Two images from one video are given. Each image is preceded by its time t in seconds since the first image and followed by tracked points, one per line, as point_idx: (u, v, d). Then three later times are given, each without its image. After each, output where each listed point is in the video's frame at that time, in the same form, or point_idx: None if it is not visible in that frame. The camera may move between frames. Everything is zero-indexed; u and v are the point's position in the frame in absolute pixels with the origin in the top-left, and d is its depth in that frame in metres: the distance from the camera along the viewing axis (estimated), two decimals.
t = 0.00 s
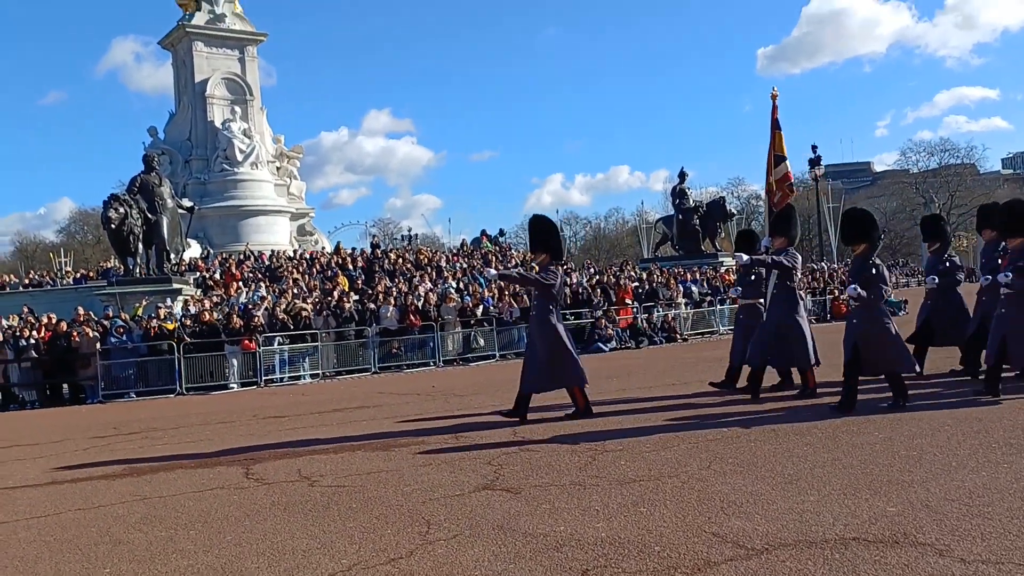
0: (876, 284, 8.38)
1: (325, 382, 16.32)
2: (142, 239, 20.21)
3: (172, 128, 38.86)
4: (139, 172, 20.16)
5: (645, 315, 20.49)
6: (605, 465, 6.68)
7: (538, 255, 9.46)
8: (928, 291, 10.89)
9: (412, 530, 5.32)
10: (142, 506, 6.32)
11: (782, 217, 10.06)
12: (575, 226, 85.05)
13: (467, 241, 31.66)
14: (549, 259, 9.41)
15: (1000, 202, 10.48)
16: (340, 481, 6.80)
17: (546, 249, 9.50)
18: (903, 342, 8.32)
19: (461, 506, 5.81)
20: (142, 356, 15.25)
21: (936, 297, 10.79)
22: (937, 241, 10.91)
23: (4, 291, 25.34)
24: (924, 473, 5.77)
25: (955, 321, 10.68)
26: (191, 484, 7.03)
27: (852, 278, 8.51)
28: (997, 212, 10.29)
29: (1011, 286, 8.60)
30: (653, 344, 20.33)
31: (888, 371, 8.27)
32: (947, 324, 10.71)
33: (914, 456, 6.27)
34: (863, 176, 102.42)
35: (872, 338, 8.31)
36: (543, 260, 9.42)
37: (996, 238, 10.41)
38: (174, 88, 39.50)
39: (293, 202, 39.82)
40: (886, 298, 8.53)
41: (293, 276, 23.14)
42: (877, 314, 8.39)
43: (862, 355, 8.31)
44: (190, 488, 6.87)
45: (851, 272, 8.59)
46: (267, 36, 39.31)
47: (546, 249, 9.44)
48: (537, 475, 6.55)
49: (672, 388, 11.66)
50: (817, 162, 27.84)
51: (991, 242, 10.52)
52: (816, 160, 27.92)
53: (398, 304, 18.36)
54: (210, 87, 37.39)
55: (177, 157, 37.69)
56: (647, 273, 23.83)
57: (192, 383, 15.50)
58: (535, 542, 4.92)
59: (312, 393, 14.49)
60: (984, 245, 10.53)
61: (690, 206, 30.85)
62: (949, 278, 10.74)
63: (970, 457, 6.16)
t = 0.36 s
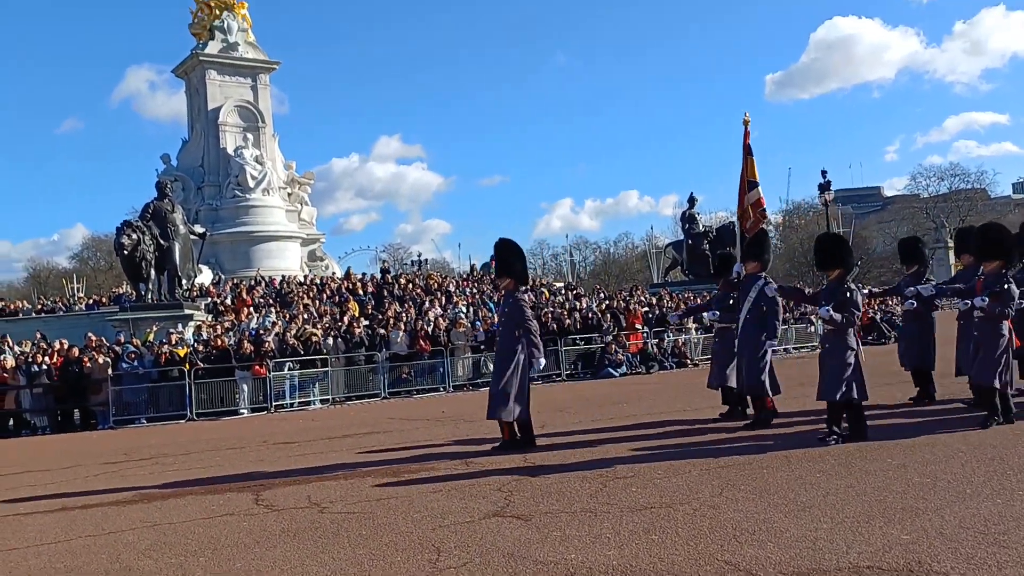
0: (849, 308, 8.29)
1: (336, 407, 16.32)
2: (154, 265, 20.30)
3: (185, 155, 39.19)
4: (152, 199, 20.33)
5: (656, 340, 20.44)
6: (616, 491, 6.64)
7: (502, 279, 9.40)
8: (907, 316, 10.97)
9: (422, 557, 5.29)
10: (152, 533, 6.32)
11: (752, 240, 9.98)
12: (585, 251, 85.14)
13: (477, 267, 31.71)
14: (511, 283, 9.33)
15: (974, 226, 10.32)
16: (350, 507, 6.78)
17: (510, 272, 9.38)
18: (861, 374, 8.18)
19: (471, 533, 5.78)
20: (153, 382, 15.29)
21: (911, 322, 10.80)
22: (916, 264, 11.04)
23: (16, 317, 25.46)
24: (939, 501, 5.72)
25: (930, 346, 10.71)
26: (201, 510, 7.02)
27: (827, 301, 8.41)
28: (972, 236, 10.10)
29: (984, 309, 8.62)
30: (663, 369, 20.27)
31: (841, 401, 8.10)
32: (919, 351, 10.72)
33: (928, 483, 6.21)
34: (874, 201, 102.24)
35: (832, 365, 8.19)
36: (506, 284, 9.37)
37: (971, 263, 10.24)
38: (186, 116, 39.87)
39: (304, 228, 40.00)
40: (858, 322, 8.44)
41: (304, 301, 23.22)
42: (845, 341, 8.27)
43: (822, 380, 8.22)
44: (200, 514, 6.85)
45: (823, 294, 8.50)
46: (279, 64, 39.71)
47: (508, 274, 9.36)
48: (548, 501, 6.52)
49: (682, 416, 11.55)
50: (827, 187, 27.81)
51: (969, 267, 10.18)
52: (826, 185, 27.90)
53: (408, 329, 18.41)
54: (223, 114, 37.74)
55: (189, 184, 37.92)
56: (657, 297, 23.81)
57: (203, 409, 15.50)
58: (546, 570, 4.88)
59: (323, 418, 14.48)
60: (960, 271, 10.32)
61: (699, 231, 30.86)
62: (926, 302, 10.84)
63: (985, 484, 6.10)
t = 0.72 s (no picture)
0: (820, 332, 8.22)
1: (345, 427, 16.30)
2: (165, 284, 20.38)
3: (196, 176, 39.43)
4: (164, 219, 20.47)
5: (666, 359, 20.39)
6: (626, 512, 6.62)
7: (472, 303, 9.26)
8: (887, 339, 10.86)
9: None
10: (161, 553, 6.31)
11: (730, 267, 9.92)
12: (593, 270, 85.16)
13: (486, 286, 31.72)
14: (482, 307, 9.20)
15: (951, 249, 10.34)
16: (359, 528, 6.77)
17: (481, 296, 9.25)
18: (834, 398, 8.16)
19: (481, 554, 5.76)
20: (163, 401, 15.34)
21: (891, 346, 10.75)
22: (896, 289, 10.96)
23: (28, 336, 25.58)
24: (952, 523, 5.67)
25: (911, 373, 10.60)
26: (210, 530, 7.02)
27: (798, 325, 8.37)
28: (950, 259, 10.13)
29: (964, 332, 8.64)
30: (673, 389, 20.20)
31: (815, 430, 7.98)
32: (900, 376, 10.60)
33: (941, 505, 6.17)
34: (884, 220, 101.91)
35: (805, 393, 8.12)
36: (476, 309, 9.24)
37: (947, 288, 10.14)
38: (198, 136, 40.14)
39: (314, 247, 40.11)
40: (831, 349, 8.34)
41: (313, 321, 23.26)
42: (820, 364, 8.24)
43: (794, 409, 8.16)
44: (209, 534, 6.85)
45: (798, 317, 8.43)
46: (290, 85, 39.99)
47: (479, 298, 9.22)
48: (558, 522, 6.51)
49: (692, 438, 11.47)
50: (836, 207, 27.76)
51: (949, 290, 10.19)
52: (836, 205, 27.85)
53: (417, 349, 18.43)
54: (234, 135, 38.00)
55: (200, 204, 38.13)
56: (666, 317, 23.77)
57: (211, 428, 15.53)
58: None
59: (333, 438, 14.47)
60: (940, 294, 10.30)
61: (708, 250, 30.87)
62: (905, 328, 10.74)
63: (998, 506, 6.06)
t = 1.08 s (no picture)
0: (778, 340, 8.10)
1: (347, 432, 16.30)
2: (167, 289, 20.39)
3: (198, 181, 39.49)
4: (166, 224, 20.50)
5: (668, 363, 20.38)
6: (629, 517, 6.61)
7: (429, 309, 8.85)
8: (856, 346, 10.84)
9: None
10: (164, 558, 6.31)
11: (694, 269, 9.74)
12: (595, 274, 85.08)
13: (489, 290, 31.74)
14: (442, 314, 8.84)
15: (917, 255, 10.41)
16: (362, 533, 6.77)
17: (441, 302, 8.87)
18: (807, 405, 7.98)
19: (483, 558, 5.76)
20: (165, 407, 15.33)
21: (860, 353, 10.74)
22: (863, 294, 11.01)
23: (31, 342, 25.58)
24: (955, 527, 5.66)
25: (879, 373, 10.55)
26: (212, 536, 7.01)
27: (756, 337, 8.25)
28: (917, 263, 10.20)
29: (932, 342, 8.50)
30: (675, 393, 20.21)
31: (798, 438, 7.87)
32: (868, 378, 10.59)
33: (944, 509, 6.16)
34: (885, 223, 101.86)
35: (780, 403, 7.94)
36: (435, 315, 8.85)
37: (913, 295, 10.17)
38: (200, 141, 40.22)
39: (316, 252, 40.14)
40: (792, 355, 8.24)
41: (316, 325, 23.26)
42: (782, 373, 8.12)
43: (773, 422, 7.96)
44: (212, 540, 6.84)
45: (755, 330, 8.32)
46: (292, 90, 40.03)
47: (440, 304, 8.85)
48: (561, 527, 6.50)
49: (696, 441, 11.49)
50: (838, 210, 27.75)
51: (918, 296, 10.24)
52: (837, 208, 27.84)
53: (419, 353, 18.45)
54: (236, 140, 38.05)
55: (203, 209, 38.21)
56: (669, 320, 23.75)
57: (214, 433, 15.51)
58: None
59: (336, 442, 14.47)
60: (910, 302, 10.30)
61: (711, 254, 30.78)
62: (874, 332, 10.69)
63: (1001, 509, 6.05)
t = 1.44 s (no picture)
0: (736, 339, 8.02)
1: (348, 434, 16.30)
2: (168, 291, 20.39)
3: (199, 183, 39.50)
4: (167, 226, 20.50)
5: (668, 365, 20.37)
6: (629, 518, 6.60)
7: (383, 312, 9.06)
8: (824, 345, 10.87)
9: None
10: (165, 560, 6.30)
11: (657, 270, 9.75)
12: (595, 276, 85.08)
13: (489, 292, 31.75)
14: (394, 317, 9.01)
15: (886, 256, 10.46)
16: (363, 534, 6.77)
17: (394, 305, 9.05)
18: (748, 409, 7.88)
19: (484, 560, 5.75)
20: (165, 409, 15.32)
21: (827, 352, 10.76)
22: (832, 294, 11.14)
23: (32, 344, 25.55)
24: (956, 528, 5.66)
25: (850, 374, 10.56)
26: (213, 537, 7.01)
27: (711, 334, 8.22)
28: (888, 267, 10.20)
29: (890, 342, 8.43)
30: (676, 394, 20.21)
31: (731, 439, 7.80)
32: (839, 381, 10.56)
33: (944, 509, 6.16)
34: (885, 224, 101.83)
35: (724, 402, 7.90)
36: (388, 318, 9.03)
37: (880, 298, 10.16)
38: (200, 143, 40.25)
39: (316, 254, 40.14)
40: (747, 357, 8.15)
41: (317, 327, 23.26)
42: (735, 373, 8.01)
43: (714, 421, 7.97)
44: (212, 542, 6.84)
45: (712, 329, 8.21)
46: (292, 92, 40.06)
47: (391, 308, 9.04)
48: (562, 528, 6.49)
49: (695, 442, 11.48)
50: (839, 211, 27.75)
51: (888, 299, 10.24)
52: (838, 209, 27.86)
53: (420, 355, 18.48)
54: (236, 142, 38.05)
55: (203, 211, 38.24)
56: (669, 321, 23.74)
57: (215, 435, 15.51)
58: None
59: (337, 444, 14.47)
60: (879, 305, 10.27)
61: (711, 255, 30.73)
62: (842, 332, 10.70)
63: (1001, 510, 6.05)
